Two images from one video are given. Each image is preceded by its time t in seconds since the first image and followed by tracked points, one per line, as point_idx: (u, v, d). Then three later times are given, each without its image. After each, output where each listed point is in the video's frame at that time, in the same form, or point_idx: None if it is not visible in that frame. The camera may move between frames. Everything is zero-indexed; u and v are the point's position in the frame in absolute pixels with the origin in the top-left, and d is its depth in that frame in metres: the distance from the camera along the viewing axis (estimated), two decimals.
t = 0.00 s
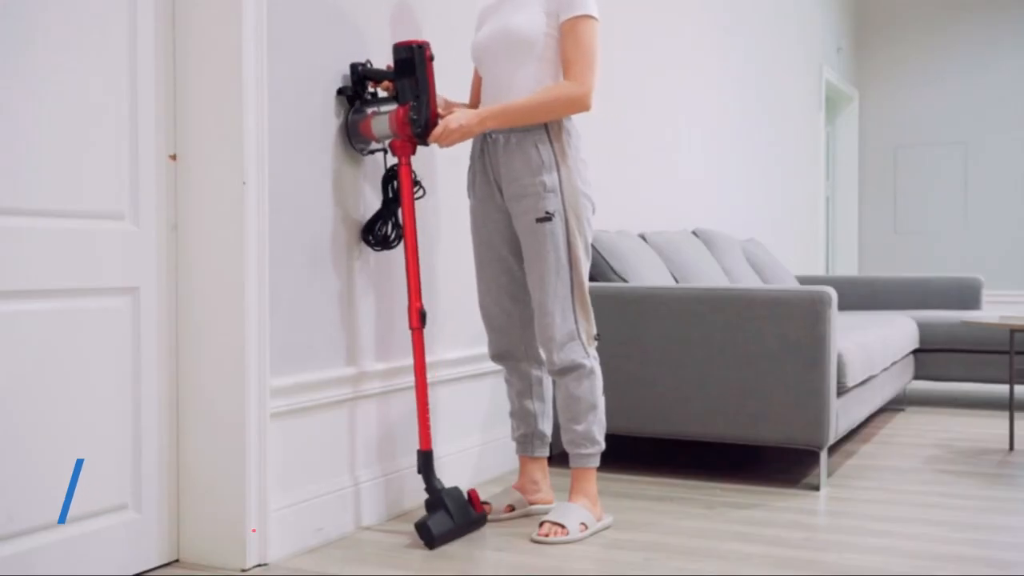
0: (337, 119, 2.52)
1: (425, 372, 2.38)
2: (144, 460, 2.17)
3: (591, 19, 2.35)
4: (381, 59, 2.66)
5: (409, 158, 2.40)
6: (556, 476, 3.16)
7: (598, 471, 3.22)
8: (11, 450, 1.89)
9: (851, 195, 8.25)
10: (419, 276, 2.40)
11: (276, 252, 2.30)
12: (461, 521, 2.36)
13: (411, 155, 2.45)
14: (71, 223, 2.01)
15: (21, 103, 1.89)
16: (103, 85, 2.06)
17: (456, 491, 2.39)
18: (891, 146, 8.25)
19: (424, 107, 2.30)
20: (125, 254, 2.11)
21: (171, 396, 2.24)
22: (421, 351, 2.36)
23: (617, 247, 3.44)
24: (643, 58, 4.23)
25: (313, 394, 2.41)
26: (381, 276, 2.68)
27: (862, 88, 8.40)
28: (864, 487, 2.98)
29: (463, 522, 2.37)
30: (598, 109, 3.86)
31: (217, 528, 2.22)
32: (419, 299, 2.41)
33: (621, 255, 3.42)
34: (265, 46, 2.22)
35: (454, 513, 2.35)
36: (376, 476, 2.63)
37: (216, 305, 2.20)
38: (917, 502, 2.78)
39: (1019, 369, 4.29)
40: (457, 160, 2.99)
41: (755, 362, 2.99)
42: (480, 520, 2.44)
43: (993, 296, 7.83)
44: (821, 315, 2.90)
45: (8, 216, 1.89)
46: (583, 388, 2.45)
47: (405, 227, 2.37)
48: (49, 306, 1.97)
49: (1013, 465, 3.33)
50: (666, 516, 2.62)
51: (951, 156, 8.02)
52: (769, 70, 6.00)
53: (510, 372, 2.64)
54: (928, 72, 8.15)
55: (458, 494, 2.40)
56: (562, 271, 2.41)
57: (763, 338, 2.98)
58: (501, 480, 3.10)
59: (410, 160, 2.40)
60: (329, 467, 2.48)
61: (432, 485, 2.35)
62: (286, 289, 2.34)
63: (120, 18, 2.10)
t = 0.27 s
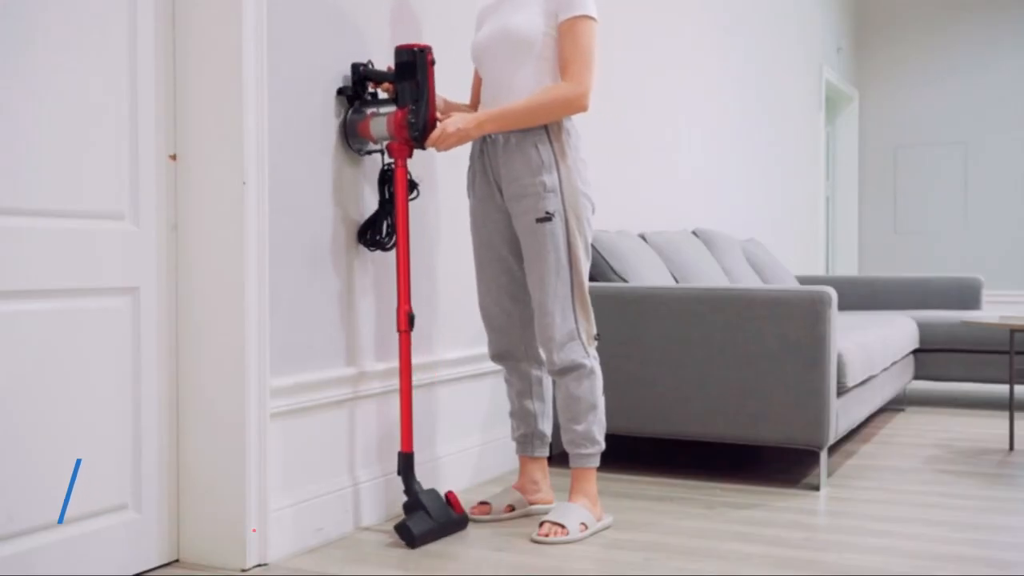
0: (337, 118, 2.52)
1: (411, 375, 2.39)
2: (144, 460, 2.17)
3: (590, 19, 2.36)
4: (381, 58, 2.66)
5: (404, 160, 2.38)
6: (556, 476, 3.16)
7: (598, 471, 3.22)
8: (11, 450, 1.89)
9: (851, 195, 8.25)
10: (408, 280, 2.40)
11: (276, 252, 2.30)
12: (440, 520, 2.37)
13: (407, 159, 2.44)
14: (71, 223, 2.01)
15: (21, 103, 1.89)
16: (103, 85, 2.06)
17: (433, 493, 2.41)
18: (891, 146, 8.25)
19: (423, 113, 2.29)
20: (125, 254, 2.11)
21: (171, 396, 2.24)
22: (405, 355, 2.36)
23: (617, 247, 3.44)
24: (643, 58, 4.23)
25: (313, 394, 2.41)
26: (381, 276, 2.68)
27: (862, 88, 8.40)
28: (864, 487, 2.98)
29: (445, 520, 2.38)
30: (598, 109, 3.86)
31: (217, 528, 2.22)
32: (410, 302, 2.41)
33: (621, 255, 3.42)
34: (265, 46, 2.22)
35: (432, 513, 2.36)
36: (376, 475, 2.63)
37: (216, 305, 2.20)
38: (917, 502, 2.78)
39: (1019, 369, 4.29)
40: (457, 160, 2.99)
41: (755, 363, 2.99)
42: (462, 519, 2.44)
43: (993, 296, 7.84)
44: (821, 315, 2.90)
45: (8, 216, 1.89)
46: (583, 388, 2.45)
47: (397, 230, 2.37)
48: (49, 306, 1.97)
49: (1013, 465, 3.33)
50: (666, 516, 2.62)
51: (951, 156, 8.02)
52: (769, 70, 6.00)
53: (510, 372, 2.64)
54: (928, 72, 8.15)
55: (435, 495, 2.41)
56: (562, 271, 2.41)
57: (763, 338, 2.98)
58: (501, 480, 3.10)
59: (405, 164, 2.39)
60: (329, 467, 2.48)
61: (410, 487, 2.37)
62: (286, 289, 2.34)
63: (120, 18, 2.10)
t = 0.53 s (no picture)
0: (337, 118, 2.52)
1: (410, 377, 2.39)
2: (144, 460, 2.17)
3: (589, 19, 2.36)
4: (381, 58, 2.66)
5: (404, 161, 2.37)
6: (556, 476, 3.16)
7: (598, 471, 3.22)
8: (11, 450, 1.89)
9: (851, 195, 8.25)
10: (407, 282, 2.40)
11: (276, 252, 2.30)
12: (439, 520, 2.37)
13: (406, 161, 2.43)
14: (72, 223, 2.01)
15: (21, 103, 1.89)
16: (103, 85, 2.06)
17: (432, 494, 2.41)
18: (891, 146, 8.25)
19: (423, 114, 2.30)
20: (125, 254, 2.11)
21: (171, 396, 2.24)
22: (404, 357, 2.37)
23: (617, 247, 3.44)
24: (643, 58, 4.23)
25: (313, 394, 2.41)
26: (382, 276, 2.68)
27: (862, 88, 8.40)
28: (864, 487, 2.98)
29: (443, 521, 2.38)
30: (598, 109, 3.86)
31: (217, 528, 2.22)
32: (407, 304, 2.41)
33: (621, 255, 3.42)
34: (265, 46, 2.22)
35: (432, 513, 2.36)
36: (376, 476, 2.63)
37: (216, 305, 2.20)
38: (917, 501, 2.78)
39: (1019, 369, 4.29)
40: (456, 160, 2.99)
41: (755, 362, 2.99)
42: (463, 520, 2.44)
43: (993, 296, 7.84)
44: (821, 315, 2.90)
45: (8, 216, 1.89)
46: (583, 388, 2.45)
47: (397, 232, 2.37)
48: (49, 306, 1.97)
49: (1013, 465, 3.33)
50: (666, 516, 2.62)
51: (951, 156, 8.02)
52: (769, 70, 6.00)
53: (510, 373, 2.64)
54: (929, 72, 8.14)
55: (434, 496, 2.42)
56: (562, 271, 2.41)
57: (763, 337, 2.98)
58: (501, 480, 3.10)
59: (405, 166, 2.39)
60: (329, 467, 2.48)
61: (409, 488, 2.37)
62: (285, 290, 2.34)
63: (120, 18, 2.10)
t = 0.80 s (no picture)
0: (337, 119, 2.52)
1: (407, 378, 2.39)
2: (144, 460, 2.17)
3: (589, 19, 2.36)
4: (381, 59, 2.66)
5: (404, 168, 2.38)
6: (556, 476, 3.16)
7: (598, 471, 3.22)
8: (11, 450, 1.90)
9: (851, 195, 8.25)
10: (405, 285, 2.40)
11: (276, 252, 2.30)
12: (438, 520, 2.38)
13: (406, 168, 2.43)
14: (72, 224, 2.01)
15: (22, 103, 1.89)
16: (103, 85, 2.06)
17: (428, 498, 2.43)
18: (891, 146, 8.25)
19: (422, 121, 2.30)
20: (126, 254, 2.11)
21: (171, 396, 2.24)
22: (399, 359, 2.37)
23: (617, 247, 3.44)
24: (643, 58, 4.23)
25: (313, 394, 2.41)
26: (382, 276, 2.68)
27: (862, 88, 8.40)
28: (864, 487, 2.98)
29: (442, 521, 2.38)
30: (598, 109, 3.86)
31: (217, 528, 2.22)
32: (405, 309, 2.41)
33: (621, 255, 3.42)
34: (265, 46, 2.22)
35: (429, 514, 2.37)
36: (376, 476, 2.63)
37: (216, 305, 2.20)
38: (917, 501, 2.78)
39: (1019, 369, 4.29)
40: (456, 160, 2.98)
41: (754, 363, 2.99)
42: (462, 522, 2.45)
43: (993, 296, 7.84)
44: (821, 315, 2.90)
45: (8, 216, 1.89)
46: (583, 388, 2.45)
47: (396, 236, 2.37)
48: (49, 307, 1.97)
49: (1013, 465, 3.34)
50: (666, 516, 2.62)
51: (951, 156, 8.02)
52: (768, 69, 6.00)
53: (510, 373, 2.64)
54: (929, 72, 8.14)
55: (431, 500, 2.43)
56: (562, 270, 2.41)
57: (763, 338, 2.98)
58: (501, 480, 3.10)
59: (405, 171, 2.39)
60: (329, 467, 2.48)
61: (404, 492, 2.40)
62: (286, 290, 2.34)
63: (120, 18, 2.10)
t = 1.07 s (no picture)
0: (337, 119, 2.51)
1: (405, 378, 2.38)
2: (144, 460, 2.17)
3: (589, 20, 2.36)
4: (381, 59, 2.66)
5: (404, 169, 2.37)
6: (556, 476, 3.16)
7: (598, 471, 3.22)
8: (11, 450, 1.90)
9: (851, 195, 8.25)
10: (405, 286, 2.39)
11: (276, 252, 2.30)
12: (438, 520, 2.38)
13: (406, 169, 2.43)
14: (72, 224, 2.01)
15: (22, 103, 1.89)
16: (103, 85, 2.06)
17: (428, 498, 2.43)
18: (891, 146, 8.24)
19: (422, 121, 2.30)
20: (126, 254, 2.11)
21: (171, 396, 2.24)
22: (400, 359, 2.36)
23: (617, 247, 3.43)
24: (643, 58, 4.23)
25: (313, 393, 2.41)
26: (382, 277, 2.68)
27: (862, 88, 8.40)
28: (864, 487, 2.98)
29: (442, 521, 2.38)
30: (598, 109, 3.86)
31: (217, 529, 2.22)
32: (404, 309, 2.42)
33: (621, 255, 3.42)
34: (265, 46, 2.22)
35: (429, 515, 2.37)
36: (377, 476, 2.64)
37: (216, 305, 2.20)
38: (917, 501, 2.78)
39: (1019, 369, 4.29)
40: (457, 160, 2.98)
41: (754, 363, 2.99)
42: (462, 521, 2.44)
43: (993, 297, 7.84)
44: (821, 315, 2.90)
45: (7, 216, 1.89)
46: (581, 388, 2.44)
47: (396, 237, 2.37)
48: (49, 307, 1.97)
49: (1013, 465, 3.34)
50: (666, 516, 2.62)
51: (951, 156, 8.03)
52: (768, 70, 5.99)
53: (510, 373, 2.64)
54: (929, 72, 8.14)
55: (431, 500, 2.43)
56: (562, 269, 2.41)
57: (763, 337, 2.98)
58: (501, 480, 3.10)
59: (405, 172, 2.39)
60: (329, 467, 2.48)
61: (404, 493, 2.40)
62: (286, 290, 2.34)
63: (120, 18, 2.10)
